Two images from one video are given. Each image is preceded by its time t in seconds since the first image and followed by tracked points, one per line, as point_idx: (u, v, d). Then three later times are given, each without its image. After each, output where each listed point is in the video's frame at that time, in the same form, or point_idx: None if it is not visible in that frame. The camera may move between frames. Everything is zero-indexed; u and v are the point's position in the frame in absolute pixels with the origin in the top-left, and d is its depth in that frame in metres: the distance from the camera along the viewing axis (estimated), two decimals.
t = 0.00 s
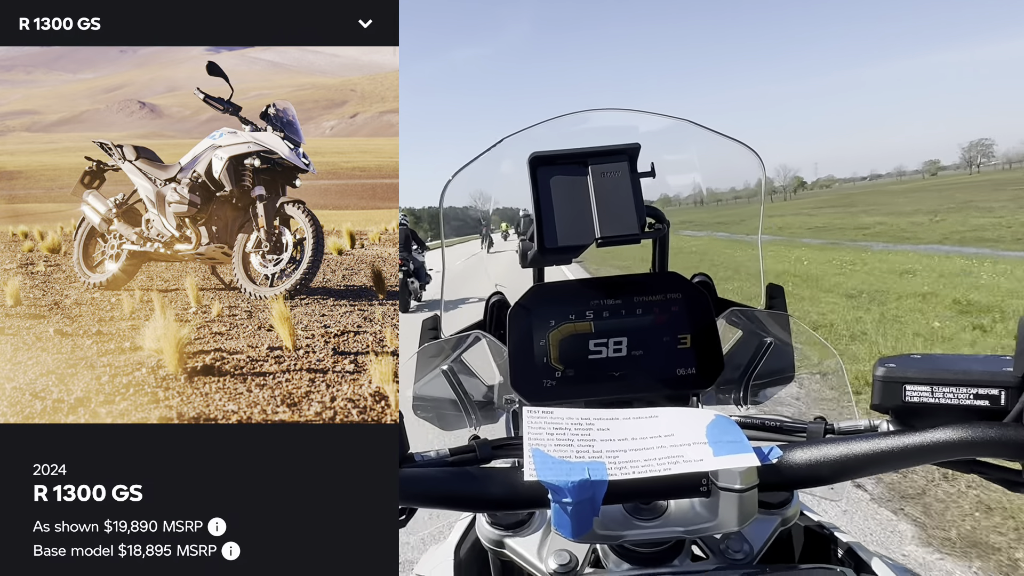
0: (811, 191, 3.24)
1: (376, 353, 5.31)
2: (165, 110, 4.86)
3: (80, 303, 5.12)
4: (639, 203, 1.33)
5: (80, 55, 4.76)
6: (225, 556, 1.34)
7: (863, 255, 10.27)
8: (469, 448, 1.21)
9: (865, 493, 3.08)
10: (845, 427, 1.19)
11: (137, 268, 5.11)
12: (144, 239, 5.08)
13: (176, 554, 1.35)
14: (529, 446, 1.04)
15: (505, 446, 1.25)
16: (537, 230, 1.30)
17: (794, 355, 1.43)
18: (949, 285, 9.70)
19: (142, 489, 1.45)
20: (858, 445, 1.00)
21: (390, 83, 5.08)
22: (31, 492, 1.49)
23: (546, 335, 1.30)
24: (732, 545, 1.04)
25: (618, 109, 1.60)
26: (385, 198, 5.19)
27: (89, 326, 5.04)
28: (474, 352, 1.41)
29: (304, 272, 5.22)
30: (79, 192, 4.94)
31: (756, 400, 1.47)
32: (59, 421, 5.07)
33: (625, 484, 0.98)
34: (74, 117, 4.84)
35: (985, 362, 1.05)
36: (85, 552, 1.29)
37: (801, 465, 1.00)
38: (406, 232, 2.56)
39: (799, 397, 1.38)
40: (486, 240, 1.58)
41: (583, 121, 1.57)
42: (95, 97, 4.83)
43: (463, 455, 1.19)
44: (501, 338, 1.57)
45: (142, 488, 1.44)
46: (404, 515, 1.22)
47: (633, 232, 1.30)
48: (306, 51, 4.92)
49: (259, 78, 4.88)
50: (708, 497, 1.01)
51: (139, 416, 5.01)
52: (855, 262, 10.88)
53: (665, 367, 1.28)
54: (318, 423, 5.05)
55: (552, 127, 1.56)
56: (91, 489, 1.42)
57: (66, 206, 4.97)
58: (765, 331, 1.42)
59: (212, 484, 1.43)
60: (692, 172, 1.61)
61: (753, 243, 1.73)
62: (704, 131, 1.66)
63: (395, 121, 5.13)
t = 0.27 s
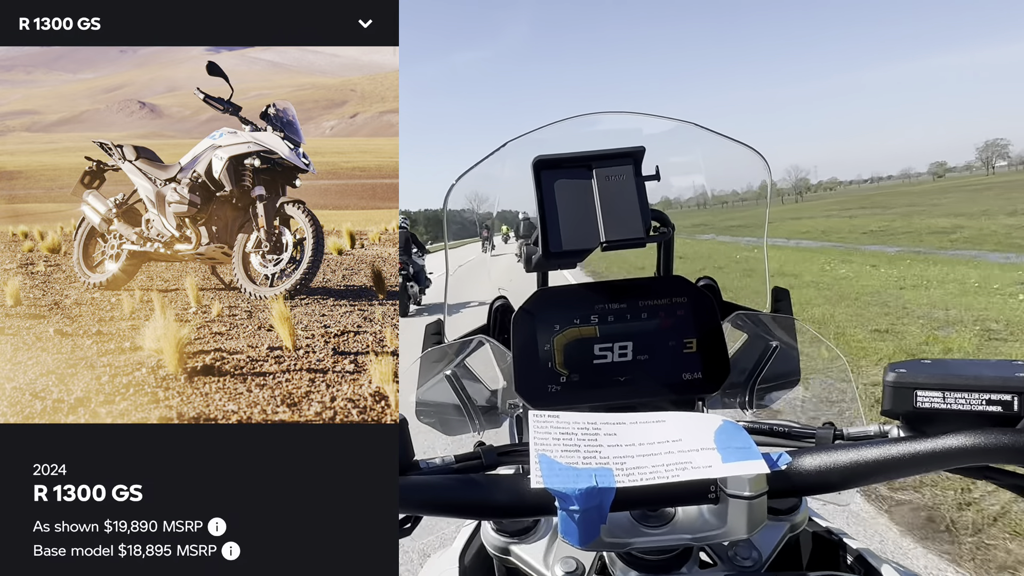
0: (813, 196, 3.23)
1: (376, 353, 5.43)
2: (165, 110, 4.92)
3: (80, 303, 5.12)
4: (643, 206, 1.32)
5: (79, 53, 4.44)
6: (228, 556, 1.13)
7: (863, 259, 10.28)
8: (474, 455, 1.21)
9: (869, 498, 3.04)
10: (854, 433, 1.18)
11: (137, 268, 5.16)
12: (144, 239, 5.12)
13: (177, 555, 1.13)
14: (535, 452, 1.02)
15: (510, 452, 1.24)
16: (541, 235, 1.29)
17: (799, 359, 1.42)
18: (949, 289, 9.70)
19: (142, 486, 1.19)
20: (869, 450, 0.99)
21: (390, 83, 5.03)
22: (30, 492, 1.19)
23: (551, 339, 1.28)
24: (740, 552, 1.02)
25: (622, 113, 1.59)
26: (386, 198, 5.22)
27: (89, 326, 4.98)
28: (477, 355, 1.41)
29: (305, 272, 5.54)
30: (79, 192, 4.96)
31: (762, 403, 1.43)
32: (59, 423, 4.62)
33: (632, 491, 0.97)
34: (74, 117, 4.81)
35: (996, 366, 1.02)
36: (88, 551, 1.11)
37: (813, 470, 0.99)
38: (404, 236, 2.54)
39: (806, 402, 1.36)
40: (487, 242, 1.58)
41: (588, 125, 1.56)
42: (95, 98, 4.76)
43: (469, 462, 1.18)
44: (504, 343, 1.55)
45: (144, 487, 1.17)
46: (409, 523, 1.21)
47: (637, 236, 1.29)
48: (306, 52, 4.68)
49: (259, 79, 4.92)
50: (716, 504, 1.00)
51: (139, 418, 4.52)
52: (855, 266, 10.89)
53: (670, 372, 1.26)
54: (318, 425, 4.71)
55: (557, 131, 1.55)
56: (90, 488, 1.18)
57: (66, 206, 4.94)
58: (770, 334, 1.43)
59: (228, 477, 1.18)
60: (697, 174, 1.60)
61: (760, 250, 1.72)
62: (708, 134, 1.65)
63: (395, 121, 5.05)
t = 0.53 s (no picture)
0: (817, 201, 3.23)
1: (376, 353, 5.39)
2: (165, 110, 4.89)
3: (80, 303, 5.13)
4: (647, 216, 1.30)
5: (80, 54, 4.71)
6: (227, 556, 1.27)
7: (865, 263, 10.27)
8: (476, 467, 1.20)
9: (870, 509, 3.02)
10: (860, 447, 1.17)
11: (137, 269, 5.10)
12: (144, 239, 5.07)
13: (177, 555, 1.26)
14: (539, 467, 1.01)
15: (512, 465, 1.23)
16: (544, 245, 1.28)
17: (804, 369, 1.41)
18: (950, 294, 9.66)
19: (142, 487, 1.34)
20: (874, 465, 0.98)
21: (390, 83, 5.10)
22: (30, 491, 1.35)
23: (553, 350, 1.28)
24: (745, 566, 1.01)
25: (626, 122, 1.58)
26: (386, 198, 5.28)
27: (89, 326, 5.05)
28: (477, 365, 1.39)
29: (304, 272, 5.33)
30: (79, 192, 4.93)
31: (766, 414, 1.43)
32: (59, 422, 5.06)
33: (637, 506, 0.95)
34: (74, 117, 4.86)
35: (1006, 382, 1.00)
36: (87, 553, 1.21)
37: (817, 486, 0.98)
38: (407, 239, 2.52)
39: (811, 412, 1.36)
40: (487, 248, 1.57)
41: (593, 134, 1.55)
42: (95, 98, 4.85)
43: (471, 475, 1.18)
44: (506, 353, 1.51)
45: (144, 488, 1.32)
46: (409, 538, 1.21)
47: (641, 246, 1.27)
48: (307, 52, 4.90)
49: (259, 78, 4.93)
50: (722, 519, 0.99)
51: (139, 416, 4.99)
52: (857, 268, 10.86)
53: (674, 382, 1.25)
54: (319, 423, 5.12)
55: (561, 139, 1.54)
56: (91, 489, 1.32)
57: (66, 206, 4.95)
58: (774, 344, 1.42)
59: (221, 480, 1.34)
60: (700, 183, 1.59)
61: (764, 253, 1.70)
62: (712, 142, 1.64)
63: (396, 121, 5.15)
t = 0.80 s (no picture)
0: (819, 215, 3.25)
1: (376, 353, 5.60)
2: (165, 110, 5.16)
3: (80, 303, 5.44)
4: (645, 233, 1.31)
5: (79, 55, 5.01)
6: (227, 555, 1.28)
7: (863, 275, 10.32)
8: (473, 486, 1.20)
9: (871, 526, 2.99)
10: (858, 467, 1.17)
11: (137, 269, 5.41)
12: (144, 239, 5.39)
13: (177, 555, 1.29)
14: (535, 485, 1.01)
15: (510, 483, 1.23)
16: (542, 261, 1.29)
17: (801, 385, 1.42)
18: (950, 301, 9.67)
19: (141, 488, 1.38)
20: (872, 485, 0.98)
21: (390, 83, 5.36)
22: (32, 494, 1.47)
23: (550, 365, 1.27)
24: None
25: (623, 137, 1.58)
26: (385, 198, 5.49)
27: (89, 326, 5.37)
28: (474, 381, 1.40)
29: (305, 272, 5.57)
30: (78, 192, 5.25)
31: (764, 430, 1.43)
32: (58, 421, 5.39)
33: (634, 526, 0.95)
34: (74, 117, 5.17)
35: (1004, 402, 1.01)
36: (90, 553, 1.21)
37: (815, 505, 0.98)
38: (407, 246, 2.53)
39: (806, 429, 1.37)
40: (488, 253, 1.55)
41: (590, 149, 1.55)
42: (95, 97, 5.15)
43: (467, 493, 1.18)
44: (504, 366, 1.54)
45: (143, 488, 1.37)
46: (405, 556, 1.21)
47: (639, 263, 1.29)
48: (307, 52, 5.15)
49: (259, 78, 5.18)
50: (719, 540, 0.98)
51: (139, 415, 5.31)
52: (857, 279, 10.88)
53: (672, 399, 1.25)
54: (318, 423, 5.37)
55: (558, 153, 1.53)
56: (93, 489, 1.37)
57: (66, 206, 5.28)
58: (772, 360, 1.43)
59: (220, 482, 1.36)
60: (698, 197, 1.59)
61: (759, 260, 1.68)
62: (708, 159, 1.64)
63: (395, 121, 5.39)
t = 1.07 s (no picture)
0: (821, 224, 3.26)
1: (376, 353, 5.60)
2: (165, 110, 5.20)
3: (80, 303, 5.46)
4: (648, 246, 1.31)
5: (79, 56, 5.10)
6: (229, 556, 1.27)
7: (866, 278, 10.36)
8: (476, 498, 1.19)
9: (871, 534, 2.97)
10: (860, 482, 1.17)
11: (137, 269, 5.43)
12: (144, 239, 5.41)
13: (177, 555, 1.28)
14: (537, 498, 1.01)
15: (512, 496, 1.23)
16: (545, 275, 1.29)
17: (804, 400, 1.42)
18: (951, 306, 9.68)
19: (142, 487, 1.39)
20: (873, 502, 0.98)
21: (390, 83, 5.38)
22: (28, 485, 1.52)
23: (553, 378, 1.28)
24: None
25: (627, 152, 1.59)
26: (385, 198, 5.53)
27: (89, 326, 5.38)
28: (478, 392, 1.40)
29: (304, 272, 5.57)
30: (78, 192, 5.28)
31: (765, 443, 1.44)
32: (58, 421, 5.38)
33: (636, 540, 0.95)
34: (74, 117, 5.20)
35: (1005, 419, 1.01)
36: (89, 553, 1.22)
37: (817, 521, 0.98)
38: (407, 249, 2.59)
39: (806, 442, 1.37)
40: (489, 259, 1.55)
41: (594, 162, 1.55)
42: (95, 97, 5.18)
43: (470, 506, 1.17)
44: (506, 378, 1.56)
45: (143, 488, 1.38)
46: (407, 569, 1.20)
47: (642, 277, 1.29)
48: (307, 52, 5.22)
49: (259, 78, 5.22)
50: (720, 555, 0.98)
51: (139, 415, 5.34)
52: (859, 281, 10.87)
53: (675, 412, 1.26)
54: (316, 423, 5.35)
55: (563, 167, 1.54)
56: (93, 488, 1.38)
57: (66, 206, 5.30)
58: (775, 374, 1.43)
59: (217, 480, 1.35)
60: (702, 211, 1.59)
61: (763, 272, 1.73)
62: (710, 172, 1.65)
63: (395, 121, 5.42)
